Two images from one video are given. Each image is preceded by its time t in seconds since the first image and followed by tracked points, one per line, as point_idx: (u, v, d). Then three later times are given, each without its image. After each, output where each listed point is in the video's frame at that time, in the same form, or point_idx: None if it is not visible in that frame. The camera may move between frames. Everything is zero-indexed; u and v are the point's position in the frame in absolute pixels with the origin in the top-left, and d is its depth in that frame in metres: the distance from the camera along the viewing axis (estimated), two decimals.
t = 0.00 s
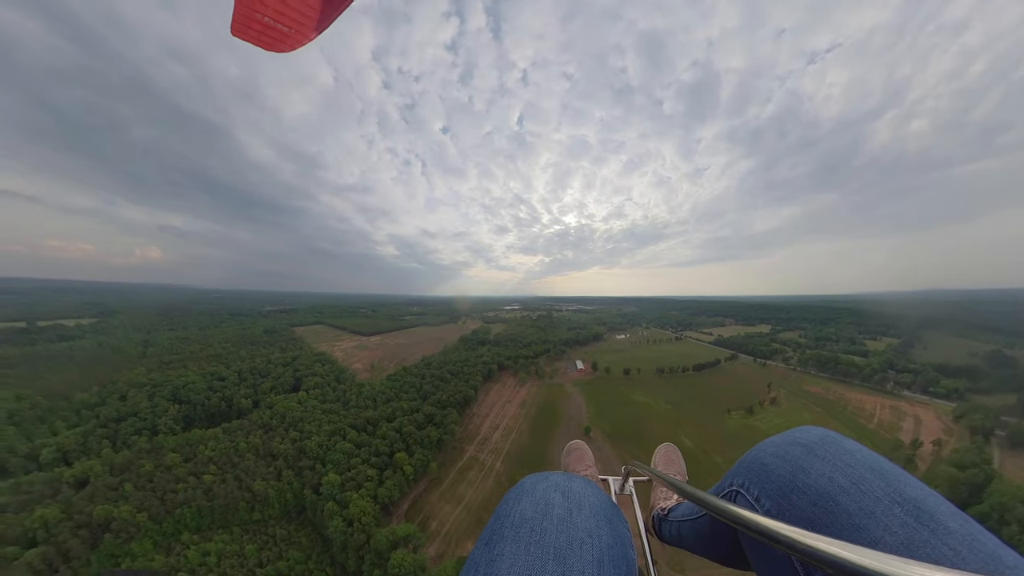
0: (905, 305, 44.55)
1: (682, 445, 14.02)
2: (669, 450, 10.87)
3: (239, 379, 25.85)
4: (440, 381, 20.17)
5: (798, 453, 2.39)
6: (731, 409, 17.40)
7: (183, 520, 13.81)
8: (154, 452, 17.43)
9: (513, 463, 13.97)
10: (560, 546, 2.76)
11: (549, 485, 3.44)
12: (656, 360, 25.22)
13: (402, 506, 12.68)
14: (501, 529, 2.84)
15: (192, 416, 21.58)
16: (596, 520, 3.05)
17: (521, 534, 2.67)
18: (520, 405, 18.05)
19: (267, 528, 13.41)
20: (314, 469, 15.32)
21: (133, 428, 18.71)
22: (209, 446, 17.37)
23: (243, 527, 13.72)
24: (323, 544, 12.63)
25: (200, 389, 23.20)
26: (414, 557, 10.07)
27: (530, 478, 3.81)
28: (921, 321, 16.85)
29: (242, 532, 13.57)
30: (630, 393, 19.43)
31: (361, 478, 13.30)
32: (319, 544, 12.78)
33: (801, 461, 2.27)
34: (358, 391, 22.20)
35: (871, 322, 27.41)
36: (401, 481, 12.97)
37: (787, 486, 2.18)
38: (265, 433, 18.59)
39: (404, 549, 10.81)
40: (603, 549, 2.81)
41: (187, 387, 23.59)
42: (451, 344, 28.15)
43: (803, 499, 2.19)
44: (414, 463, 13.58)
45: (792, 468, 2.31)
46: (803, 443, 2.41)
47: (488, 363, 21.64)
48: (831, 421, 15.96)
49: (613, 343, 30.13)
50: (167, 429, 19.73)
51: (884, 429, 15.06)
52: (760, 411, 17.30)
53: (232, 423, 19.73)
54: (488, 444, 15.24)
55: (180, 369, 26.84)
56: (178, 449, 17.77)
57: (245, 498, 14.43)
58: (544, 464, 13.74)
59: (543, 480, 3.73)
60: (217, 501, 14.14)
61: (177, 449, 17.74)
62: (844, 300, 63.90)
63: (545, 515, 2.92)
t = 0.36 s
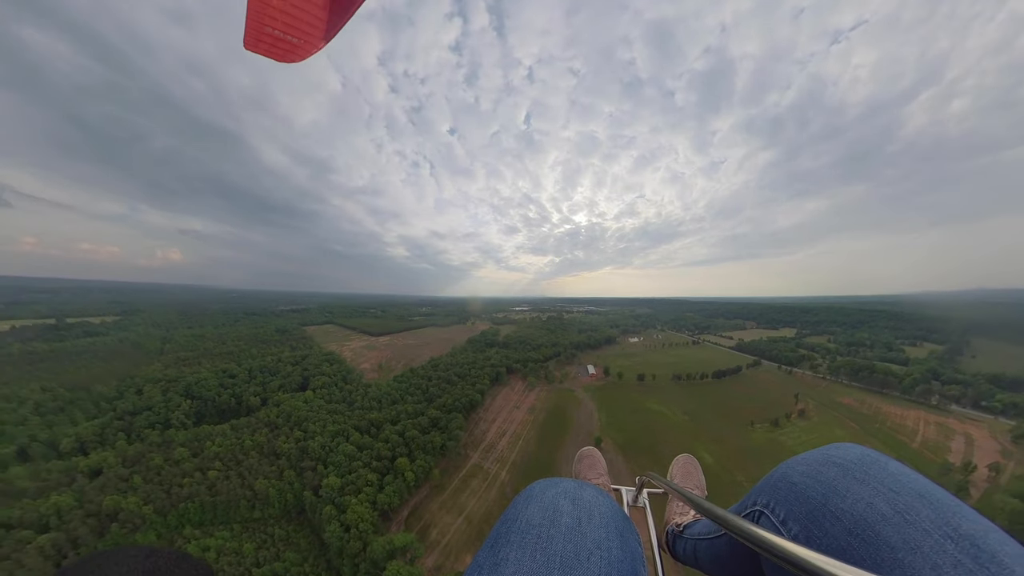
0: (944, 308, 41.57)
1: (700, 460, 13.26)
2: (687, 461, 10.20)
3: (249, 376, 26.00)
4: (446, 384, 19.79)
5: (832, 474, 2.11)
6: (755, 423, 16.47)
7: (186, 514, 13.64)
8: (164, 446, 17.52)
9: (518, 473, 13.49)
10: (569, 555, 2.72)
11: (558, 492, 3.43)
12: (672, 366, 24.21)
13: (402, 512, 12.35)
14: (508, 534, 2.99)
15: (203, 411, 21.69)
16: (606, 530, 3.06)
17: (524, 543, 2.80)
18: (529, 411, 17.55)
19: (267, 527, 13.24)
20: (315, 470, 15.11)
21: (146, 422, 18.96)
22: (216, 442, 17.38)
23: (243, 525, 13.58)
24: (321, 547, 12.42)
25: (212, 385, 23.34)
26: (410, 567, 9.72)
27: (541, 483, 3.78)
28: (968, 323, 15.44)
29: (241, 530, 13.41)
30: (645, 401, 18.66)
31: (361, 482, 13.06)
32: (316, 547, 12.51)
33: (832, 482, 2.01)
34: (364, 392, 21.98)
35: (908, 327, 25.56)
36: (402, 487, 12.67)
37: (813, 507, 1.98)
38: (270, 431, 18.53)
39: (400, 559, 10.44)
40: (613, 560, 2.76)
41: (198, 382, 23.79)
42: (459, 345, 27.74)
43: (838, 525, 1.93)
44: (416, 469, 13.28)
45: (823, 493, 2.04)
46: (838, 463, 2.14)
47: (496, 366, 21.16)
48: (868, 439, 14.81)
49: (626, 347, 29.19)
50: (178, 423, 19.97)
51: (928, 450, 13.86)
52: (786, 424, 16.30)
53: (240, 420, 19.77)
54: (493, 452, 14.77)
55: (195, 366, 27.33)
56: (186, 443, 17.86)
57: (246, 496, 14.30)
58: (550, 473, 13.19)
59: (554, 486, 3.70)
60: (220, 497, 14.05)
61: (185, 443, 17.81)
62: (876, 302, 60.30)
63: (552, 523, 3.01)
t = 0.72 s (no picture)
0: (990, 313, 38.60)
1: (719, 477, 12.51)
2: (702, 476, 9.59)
3: (259, 374, 26.10)
4: (451, 387, 19.43)
5: (867, 502, 1.89)
6: (781, 437, 15.54)
7: (190, 503, 13.57)
8: (173, 441, 17.55)
9: (522, 483, 13.04)
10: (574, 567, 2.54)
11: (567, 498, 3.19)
12: (690, 373, 23.20)
13: (401, 519, 12.05)
14: (514, 539, 2.83)
15: (213, 407, 21.73)
16: (616, 546, 2.85)
17: (529, 550, 2.63)
18: (537, 417, 17.02)
19: (266, 526, 12.96)
20: (316, 471, 14.87)
21: (160, 416, 19.25)
22: (222, 438, 17.35)
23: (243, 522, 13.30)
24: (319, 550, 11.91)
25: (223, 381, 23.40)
26: None
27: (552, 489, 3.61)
28: None
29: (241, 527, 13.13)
30: (660, 410, 17.92)
31: (361, 487, 12.83)
32: (313, 550, 12.01)
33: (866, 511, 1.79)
34: (369, 392, 21.74)
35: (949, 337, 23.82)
36: (402, 493, 12.39)
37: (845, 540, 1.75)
38: (276, 429, 18.44)
39: (396, 570, 10.09)
40: None
41: (210, 379, 23.96)
42: (467, 347, 27.35)
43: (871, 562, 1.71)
44: (417, 476, 12.97)
45: (853, 525, 1.79)
46: (876, 493, 1.92)
47: (504, 369, 20.68)
48: (908, 461, 13.70)
49: (641, 351, 28.25)
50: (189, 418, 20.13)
51: (978, 472, 12.68)
52: (816, 441, 15.29)
53: (247, 418, 19.79)
54: (498, 460, 14.31)
55: (210, 360, 27.77)
56: (194, 438, 17.90)
57: (247, 493, 14.05)
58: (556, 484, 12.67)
59: (564, 492, 3.52)
60: (223, 493, 13.89)
61: (193, 438, 17.88)
62: (913, 305, 56.71)
63: (559, 532, 2.83)
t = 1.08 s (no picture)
0: None
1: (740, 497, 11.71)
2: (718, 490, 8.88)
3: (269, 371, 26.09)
4: (457, 390, 19.01)
5: (906, 530, 1.69)
6: (811, 454, 14.49)
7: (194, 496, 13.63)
8: (183, 436, 17.64)
9: (526, 494, 12.53)
10: None
11: (575, 506, 3.08)
12: (708, 380, 22.12)
13: (399, 526, 11.71)
14: (518, 544, 2.75)
15: (224, 403, 21.58)
16: (627, 559, 2.75)
17: (535, 557, 2.52)
18: (545, 424, 16.44)
19: (266, 525, 12.78)
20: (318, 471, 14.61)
21: (173, 411, 19.49)
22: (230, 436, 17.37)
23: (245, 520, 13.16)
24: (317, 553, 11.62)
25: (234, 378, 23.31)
26: None
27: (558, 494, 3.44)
28: None
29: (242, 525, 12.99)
30: (676, 420, 17.09)
31: (361, 490, 12.55)
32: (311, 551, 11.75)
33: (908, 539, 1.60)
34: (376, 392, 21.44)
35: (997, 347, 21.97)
36: (402, 499, 12.07)
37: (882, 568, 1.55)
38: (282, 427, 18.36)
39: None
40: None
41: (222, 376, 23.93)
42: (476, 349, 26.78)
43: None
44: (418, 482, 12.60)
45: (894, 550, 1.63)
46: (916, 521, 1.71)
47: (513, 373, 20.18)
48: (958, 486, 12.49)
49: (656, 355, 27.26)
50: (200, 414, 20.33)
51: None
52: (851, 459, 14.21)
53: (255, 415, 19.77)
54: (503, 468, 13.83)
55: (224, 355, 28.14)
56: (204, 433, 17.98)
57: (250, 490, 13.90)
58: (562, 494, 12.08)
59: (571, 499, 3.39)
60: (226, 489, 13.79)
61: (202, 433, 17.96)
62: (953, 308, 53.00)
63: (567, 540, 2.73)
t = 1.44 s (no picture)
0: None
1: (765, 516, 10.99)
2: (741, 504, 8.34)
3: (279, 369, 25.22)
4: (462, 394, 18.55)
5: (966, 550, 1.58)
6: (846, 475, 13.48)
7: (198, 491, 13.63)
8: (195, 432, 17.49)
9: (530, 507, 11.99)
10: None
11: (589, 516, 2.68)
12: (729, 389, 21.00)
13: (398, 533, 11.36)
14: (526, 558, 2.35)
15: (234, 400, 21.16)
16: None
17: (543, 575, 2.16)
18: (554, 432, 15.84)
19: (265, 523, 12.49)
20: (320, 471, 14.26)
21: (185, 407, 19.43)
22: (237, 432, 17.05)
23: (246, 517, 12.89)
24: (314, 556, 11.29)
25: (245, 376, 22.83)
26: None
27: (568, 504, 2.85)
28: None
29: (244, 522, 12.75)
30: (693, 431, 16.24)
31: (360, 494, 12.25)
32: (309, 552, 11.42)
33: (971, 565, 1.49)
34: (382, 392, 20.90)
35: None
36: (400, 506, 11.70)
37: None
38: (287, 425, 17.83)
39: None
40: None
41: (233, 374, 23.61)
42: (484, 351, 26.25)
43: None
44: (418, 489, 12.22)
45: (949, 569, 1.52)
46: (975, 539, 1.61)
47: (521, 376, 19.68)
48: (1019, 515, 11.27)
49: (672, 360, 26.22)
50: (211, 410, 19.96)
51: None
52: (891, 484, 13.16)
53: (262, 414, 19.26)
54: (508, 478, 13.31)
55: (239, 352, 28.54)
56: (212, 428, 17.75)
57: (252, 488, 13.62)
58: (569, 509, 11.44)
59: (582, 510, 2.80)
60: (229, 486, 13.55)
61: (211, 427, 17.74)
62: (998, 310, 49.41)
63: (579, 554, 2.34)
